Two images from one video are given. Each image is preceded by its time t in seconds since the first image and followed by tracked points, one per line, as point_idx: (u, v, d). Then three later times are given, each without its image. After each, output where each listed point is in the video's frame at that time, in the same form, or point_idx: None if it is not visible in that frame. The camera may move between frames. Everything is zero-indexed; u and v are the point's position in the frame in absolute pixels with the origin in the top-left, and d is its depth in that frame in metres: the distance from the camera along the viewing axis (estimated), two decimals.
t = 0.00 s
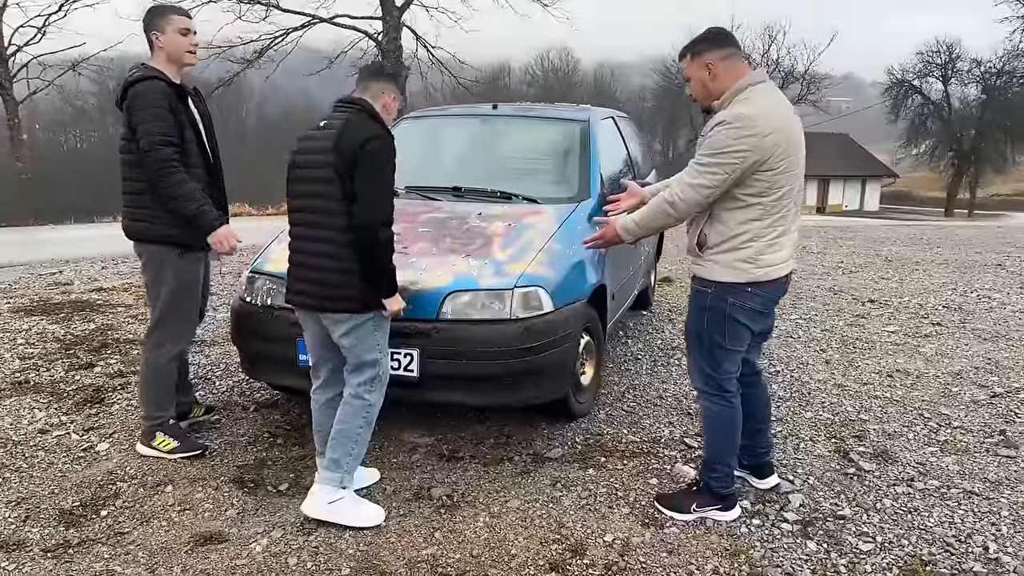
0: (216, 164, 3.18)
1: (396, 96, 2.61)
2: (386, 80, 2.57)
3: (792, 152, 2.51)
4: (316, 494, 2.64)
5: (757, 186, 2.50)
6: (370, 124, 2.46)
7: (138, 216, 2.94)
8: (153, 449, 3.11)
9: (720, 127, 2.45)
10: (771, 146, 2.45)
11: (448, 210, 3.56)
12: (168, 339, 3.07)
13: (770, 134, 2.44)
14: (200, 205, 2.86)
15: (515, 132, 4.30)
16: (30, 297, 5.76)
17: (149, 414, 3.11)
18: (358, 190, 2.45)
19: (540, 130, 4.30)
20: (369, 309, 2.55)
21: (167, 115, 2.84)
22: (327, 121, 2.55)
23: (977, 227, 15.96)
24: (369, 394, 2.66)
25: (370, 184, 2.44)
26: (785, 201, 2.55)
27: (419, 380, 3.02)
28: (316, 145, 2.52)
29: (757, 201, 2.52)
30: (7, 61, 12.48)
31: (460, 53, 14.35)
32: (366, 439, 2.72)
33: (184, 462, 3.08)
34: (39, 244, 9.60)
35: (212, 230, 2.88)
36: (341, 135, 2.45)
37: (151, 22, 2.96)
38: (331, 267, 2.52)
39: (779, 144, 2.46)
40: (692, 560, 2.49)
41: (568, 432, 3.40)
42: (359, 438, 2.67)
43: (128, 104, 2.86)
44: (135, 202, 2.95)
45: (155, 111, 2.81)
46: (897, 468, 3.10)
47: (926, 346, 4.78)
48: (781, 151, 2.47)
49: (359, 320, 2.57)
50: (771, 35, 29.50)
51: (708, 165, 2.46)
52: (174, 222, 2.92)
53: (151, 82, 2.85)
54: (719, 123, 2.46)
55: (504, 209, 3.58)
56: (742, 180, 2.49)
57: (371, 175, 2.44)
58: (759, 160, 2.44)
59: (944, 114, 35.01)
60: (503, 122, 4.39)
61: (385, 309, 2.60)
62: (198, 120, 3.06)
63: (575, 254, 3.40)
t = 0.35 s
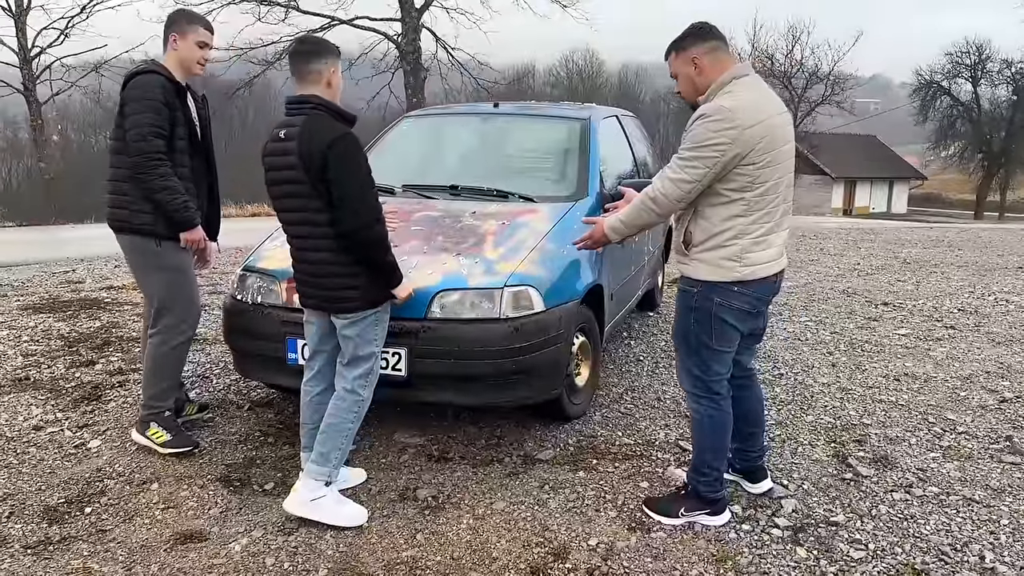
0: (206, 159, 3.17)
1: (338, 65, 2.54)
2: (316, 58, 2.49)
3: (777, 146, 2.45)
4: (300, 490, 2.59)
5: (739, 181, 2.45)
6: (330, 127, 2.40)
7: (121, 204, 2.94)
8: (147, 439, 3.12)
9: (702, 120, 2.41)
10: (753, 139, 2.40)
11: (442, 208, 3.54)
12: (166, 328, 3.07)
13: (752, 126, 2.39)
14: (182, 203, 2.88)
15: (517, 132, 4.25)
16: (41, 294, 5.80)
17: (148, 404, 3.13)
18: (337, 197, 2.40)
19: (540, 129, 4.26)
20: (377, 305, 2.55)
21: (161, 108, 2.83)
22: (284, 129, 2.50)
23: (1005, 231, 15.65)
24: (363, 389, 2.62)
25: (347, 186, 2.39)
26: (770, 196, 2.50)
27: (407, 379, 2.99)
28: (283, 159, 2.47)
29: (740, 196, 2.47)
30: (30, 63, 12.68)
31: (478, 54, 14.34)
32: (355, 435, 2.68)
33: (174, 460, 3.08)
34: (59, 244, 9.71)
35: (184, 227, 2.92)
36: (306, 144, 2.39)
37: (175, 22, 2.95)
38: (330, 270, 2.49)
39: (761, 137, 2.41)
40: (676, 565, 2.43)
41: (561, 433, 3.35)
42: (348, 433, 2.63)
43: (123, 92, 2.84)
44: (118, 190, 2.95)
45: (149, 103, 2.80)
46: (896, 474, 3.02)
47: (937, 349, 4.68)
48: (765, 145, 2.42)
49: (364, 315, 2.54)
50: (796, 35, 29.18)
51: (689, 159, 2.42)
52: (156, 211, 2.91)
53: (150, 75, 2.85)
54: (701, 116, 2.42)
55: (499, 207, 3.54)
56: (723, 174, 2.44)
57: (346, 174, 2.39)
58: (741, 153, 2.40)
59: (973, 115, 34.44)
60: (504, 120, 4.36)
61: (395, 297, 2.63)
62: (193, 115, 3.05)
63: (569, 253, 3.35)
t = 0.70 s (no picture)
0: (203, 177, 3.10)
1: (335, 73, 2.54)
2: (318, 62, 2.47)
3: (768, 155, 2.40)
4: (280, 509, 2.58)
5: (729, 190, 2.40)
6: (319, 129, 2.37)
7: (119, 226, 2.87)
8: (157, 470, 2.97)
9: (690, 128, 2.37)
10: (742, 148, 2.35)
11: (439, 216, 3.53)
12: (167, 354, 2.96)
13: (741, 134, 2.34)
14: (183, 227, 2.81)
15: (522, 140, 4.20)
16: (50, 299, 5.84)
17: (152, 435, 2.98)
18: (315, 201, 2.36)
19: (541, 134, 4.23)
20: (351, 317, 2.50)
21: (161, 128, 2.75)
22: (275, 131, 2.47)
23: None
24: (336, 403, 2.57)
25: (325, 189, 2.35)
26: (762, 205, 2.44)
27: (397, 391, 2.96)
28: (270, 161, 2.45)
29: (730, 205, 2.42)
30: (50, 68, 12.81)
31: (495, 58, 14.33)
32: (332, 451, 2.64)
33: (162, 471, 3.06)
34: (74, 247, 9.79)
35: (185, 252, 2.85)
36: (290, 145, 2.36)
37: (176, 32, 2.87)
38: (306, 276, 2.45)
39: (751, 145, 2.36)
40: None
41: (556, 444, 3.31)
42: (321, 448, 2.60)
43: (121, 108, 2.75)
44: (116, 211, 2.88)
45: (148, 122, 2.72)
46: (898, 490, 2.94)
47: (948, 360, 4.58)
48: (755, 153, 2.37)
49: (334, 327, 2.49)
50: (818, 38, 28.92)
51: (675, 168, 2.38)
52: (153, 234, 2.84)
53: (150, 91, 2.75)
54: (689, 124, 2.38)
55: (498, 216, 3.50)
56: (713, 183, 2.40)
57: (325, 178, 2.34)
58: (729, 161, 2.35)
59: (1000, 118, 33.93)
60: (504, 126, 4.34)
61: (368, 311, 2.53)
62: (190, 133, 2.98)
63: (565, 262, 3.29)
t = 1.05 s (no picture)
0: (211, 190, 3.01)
1: (335, 88, 2.55)
2: (320, 74, 2.48)
3: (761, 164, 2.37)
4: (282, 516, 2.56)
5: (723, 200, 2.38)
6: (312, 133, 2.36)
7: (116, 236, 2.79)
8: (152, 479, 2.96)
9: (683, 139, 2.36)
10: (735, 157, 2.32)
11: (436, 224, 3.52)
12: (165, 364, 2.94)
13: (734, 144, 2.32)
14: (184, 242, 2.72)
15: (524, 147, 4.17)
16: (54, 304, 5.86)
17: (146, 446, 2.96)
18: (304, 204, 2.33)
19: (541, 139, 4.22)
20: (341, 324, 2.47)
21: (173, 134, 2.67)
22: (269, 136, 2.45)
23: None
24: (344, 412, 2.54)
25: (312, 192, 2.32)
26: (758, 215, 2.41)
27: (390, 401, 2.94)
28: (260, 164, 2.43)
29: (725, 215, 2.40)
30: (61, 72, 12.89)
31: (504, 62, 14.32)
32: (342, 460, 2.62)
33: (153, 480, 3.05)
34: (83, 251, 9.84)
35: (179, 270, 2.73)
36: (281, 149, 2.35)
37: (184, 33, 2.77)
38: (292, 283, 2.42)
39: (745, 154, 2.34)
40: None
41: (552, 454, 3.29)
42: (331, 458, 2.56)
43: (132, 109, 2.65)
44: (111, 218, 2.80)
45: (163, 128, 2.63)
46: (897, 504, 2.90)
47: (954, 369, 4.52)
48: (748, 162, 2.35)
49: (329, 338, 2.47)
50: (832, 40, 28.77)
51: (668, 179, 2.37)
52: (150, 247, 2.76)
53: (163, 95, 2.66)
54: (681, 135, 2.36)
55: (494, 225, 3.48)
56: (707, 194, 2.38)
57: (313, 181, 2.32)
58: (722, 171, 2.33)
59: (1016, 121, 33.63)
60: (504, 131, 4.33)
61: (355, 319, 2.49)
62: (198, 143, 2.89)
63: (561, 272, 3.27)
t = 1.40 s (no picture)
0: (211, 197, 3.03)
1: (335, 96, 2.54)
2: (319, 81, 2.49)
3: (739, 163, 2.37)
4: (303, 530, 2.55)
5: (705, 201, 2.39)
6: (294, 140, 2.35)
7: (116, 247, 2.79)
8: (147, 482, 2.98)
9: (662, 145, 2.39)
10: (713, 157, 2.34)
11: (430, 229, 3.54)
12: (164, 371, 2.96)
13: (711, 144, 2.34)
14: (191, 251, 2.74)
15: (522, 150, 4.20)
16: (57, 307, 5.90)
17: (142, 449, 2.98)
18: (284, 211, 2.33)
19: (538, 143, 4.23)
20: (324, 333, 2.45)
21: (172, 143, 2.69)
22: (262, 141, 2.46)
23: None
24: (330, 420, 2.51)
25: (293, 200, 2.32)
26: (743, 215, 2.40)
27: (382, 404, 2.96)
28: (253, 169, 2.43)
29: (708, 218, 2.40)
30: (69, 76, 12.97)
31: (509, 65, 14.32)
32: (344, 469, 2.59)
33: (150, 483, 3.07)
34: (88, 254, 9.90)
35: (189, 277, 2.76)
36: (267, 154, 2.35)
37: (180, 36, 2.77)
38: (279, 290, 2.42)
39: (723, 154, 2.35)
40: None
41: (545, 458, 3.29)
42: (327, 469, 2.53)
43: (127, 120, 2.66)
44: (111, 228, 2.79)
45: (161, 139, 2.65)
46: (889, 508, 2.90)
47: (952, 373, 4.52)
48: (726, 162, 2.35)
49: (313, 345, 2.46)
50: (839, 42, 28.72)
51: (649, 185, 2.40)
52: (156, 256, 2.78)
53: (158, 104, 2.68)
54: (661, 141, 2.40)
55: (486, 230, 3.50)
56: (689, 197, 2.39)
57: (296, 188, 2.32)
58: (701, 171, 2.35)
59: None
60: (502, 136, 4.35)
61: (340, 330, 2.47)
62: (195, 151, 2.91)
63: (556, 278, 3.27)
